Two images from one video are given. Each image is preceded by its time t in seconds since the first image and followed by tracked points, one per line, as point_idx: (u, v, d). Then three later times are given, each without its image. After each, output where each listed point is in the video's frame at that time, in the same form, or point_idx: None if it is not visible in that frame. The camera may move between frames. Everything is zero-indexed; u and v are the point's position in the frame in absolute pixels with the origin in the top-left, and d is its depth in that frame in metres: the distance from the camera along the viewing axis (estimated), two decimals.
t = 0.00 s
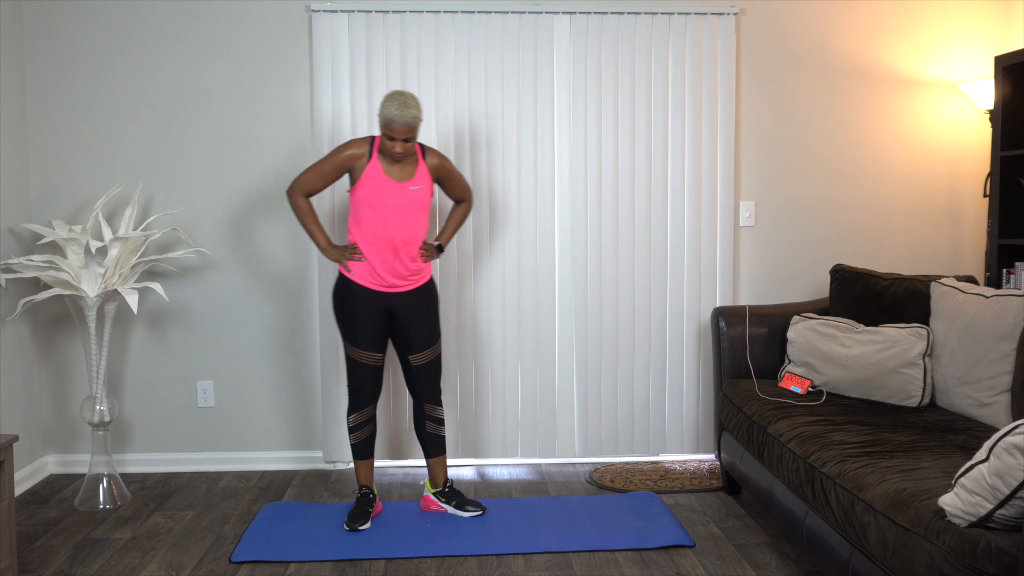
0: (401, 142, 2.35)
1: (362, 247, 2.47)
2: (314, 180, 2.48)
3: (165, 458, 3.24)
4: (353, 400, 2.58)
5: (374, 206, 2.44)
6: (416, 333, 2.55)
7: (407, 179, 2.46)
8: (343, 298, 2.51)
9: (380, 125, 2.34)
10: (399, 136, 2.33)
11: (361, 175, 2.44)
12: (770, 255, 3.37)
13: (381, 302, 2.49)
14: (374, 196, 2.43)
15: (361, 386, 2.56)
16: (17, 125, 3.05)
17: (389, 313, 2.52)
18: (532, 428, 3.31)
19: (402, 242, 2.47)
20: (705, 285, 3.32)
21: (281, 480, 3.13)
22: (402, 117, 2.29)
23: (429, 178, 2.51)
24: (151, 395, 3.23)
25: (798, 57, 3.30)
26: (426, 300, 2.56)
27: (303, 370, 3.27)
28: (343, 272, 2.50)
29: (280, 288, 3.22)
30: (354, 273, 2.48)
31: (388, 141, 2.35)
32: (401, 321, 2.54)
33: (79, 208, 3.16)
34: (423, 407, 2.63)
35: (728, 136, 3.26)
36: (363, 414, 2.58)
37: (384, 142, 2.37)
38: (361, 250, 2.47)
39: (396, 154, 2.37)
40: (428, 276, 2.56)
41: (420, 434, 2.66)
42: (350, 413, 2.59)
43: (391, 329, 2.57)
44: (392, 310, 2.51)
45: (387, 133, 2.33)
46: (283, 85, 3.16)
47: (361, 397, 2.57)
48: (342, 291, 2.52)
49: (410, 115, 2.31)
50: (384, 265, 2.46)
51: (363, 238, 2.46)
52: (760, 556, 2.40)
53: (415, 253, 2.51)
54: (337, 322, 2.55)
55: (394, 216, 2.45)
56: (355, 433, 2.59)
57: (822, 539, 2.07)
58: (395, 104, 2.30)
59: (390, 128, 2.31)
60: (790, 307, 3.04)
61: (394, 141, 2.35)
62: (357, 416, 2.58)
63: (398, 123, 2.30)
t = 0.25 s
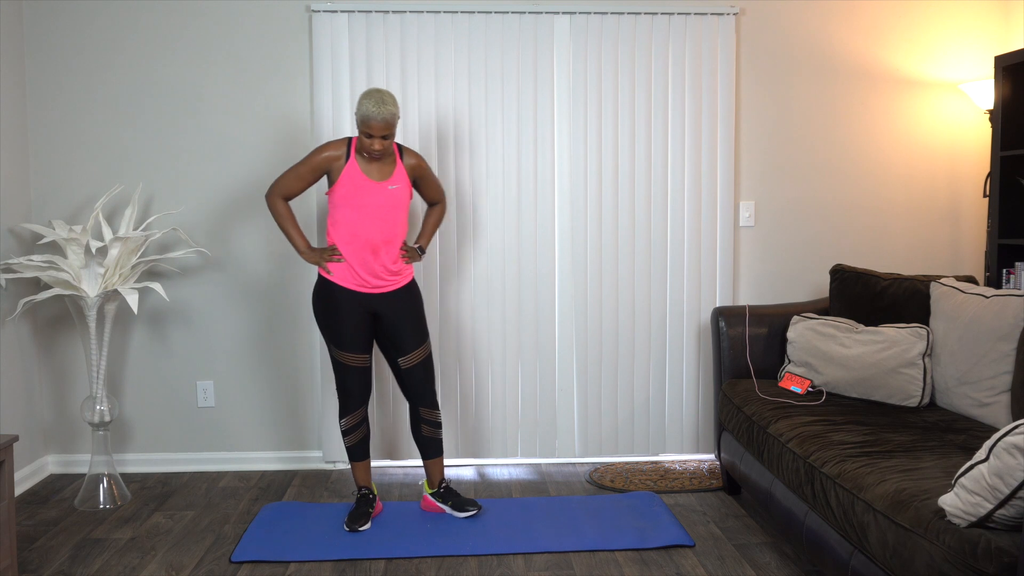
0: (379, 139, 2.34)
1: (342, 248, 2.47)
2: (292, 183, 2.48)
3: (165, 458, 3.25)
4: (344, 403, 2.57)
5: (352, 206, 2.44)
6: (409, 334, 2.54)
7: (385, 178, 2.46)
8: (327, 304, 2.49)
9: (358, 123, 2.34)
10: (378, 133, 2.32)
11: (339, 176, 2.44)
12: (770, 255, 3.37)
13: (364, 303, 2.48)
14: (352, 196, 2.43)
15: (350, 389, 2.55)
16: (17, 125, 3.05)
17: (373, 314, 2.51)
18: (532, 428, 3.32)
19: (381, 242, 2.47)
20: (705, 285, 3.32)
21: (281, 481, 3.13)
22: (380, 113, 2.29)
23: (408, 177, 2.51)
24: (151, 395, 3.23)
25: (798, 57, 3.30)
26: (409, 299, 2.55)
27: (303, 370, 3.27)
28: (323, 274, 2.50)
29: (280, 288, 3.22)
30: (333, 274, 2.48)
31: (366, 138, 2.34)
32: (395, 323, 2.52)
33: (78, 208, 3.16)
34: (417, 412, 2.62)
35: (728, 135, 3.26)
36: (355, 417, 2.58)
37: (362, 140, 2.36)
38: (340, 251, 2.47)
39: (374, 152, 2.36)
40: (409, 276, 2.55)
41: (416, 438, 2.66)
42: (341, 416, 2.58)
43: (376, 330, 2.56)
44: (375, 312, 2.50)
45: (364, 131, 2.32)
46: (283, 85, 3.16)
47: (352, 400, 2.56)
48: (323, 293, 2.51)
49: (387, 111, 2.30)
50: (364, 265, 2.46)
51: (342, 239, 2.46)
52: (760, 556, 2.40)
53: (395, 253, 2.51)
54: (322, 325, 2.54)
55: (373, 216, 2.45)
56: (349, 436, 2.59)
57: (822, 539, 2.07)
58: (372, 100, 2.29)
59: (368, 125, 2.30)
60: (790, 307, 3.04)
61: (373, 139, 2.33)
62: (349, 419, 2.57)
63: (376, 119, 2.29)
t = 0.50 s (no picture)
0: (374, 136, 2.34)
1: (338, 246, 2.46)
2: (286, 181, 2.49)
3: (165, 458, 3.25)
4: (342, 405, 2.57)
5: (347, 202, 2.44)
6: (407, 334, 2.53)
7: (379, 175, 2.47)
8: (322, 305, 2.48)
9: (352, 119, 2.34)
10: (373, 129, 2.33)
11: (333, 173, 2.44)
12: (770, 255, 3.37)
13: (359, 302, 2.47)
14: (347, 193, 2.44)
15: (349, 389, 2.55)
16: (17, 125, 3.05)
17: (368, 313, 2.50)
18: (532, 428, 3.32)
19: (377, 239, 2.48)
20: (705, 285, 3.32)
21: (280, 481, 3.13)
22: (375, 109, 2.30)
23: (400, 174, 2.53)
24: (151, 395, 3.23)
25: (798, 57, 3.30)
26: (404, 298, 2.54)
27: (303, 370, 3.27)
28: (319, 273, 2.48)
29: (280, 288, 3.22)
30: (330, 273, 2.46)
31: (361, 135, 2.34)
32: (394, 323, 2.52)
33: (78, 208, 3.16)
34: (411, 415, 2.61)
35: (728, 135, 3.26)
36: (354, 418, 2.57)
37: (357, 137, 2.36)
38: (336, 249, 2.45)
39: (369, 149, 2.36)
40: (404, 273, 2.56)
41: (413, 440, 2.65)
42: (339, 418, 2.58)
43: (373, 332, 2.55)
44: (370, 311, 2.49)
45: (359, 127, 2.33)
46: (283, 85, 3.16)
47: (350, 401, 2.56)
48: (320, 293, 2.49)
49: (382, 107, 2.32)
50: (361, 262, 2.46)
51: (338, 237, 2.46)
52: (760, 556, 2.40)
53: (389, 250, 2.52)
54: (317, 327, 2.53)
55: (369, 212, 2.45)
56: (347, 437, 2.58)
57: (822, 539, 2.07)
58: (366, 97, 2.31)
59: (363, 121, 2.31)
60: (790, 307, 3.04)
61: (368, 135, 2.34)
62: (347, 421, 2.57)
63: (371, 115, 2.31)
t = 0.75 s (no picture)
0: (378, 135, 2.35)
1: (341, 246, 2.46)
2: (289, 175, 2.51)
3: (165, 458, 3.25)
4: (343, 405, 2.57)
5: (350, 202, 2.44)
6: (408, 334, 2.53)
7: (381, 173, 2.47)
8: (324, 303, 2.49)
9: (355, 121, 2.34)
10: (377, 129, 2.33)
11: (336, 173, 2.44)
12: (770, 255, 3.37)
13: (361, 302, 2.47)
14: (349, 192, 2.44)
15: (350, 390, 2.55)
16: (17, 125, 3.05)
17: (369, 313, 2.50)
18: (532, 427, 3.32)
19: (380, 238, 2.47)
20: (705, 285, 3.32)
21: (280, 481, 3.13)
22: (378, 109, 2.31)
23: (403, 172, 2.52)
24: (151, 395, 3.23)
25: (798, 57, 3.30)
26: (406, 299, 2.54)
27: (302, 370, 3.27)
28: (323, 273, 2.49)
29: (280, 288, 3.22)
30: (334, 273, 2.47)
31: (364, 135, 2.35)
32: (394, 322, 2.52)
33: (78, 208, 3.16)
34: (414, 416, 2.62)
35: (728, 135, 3.26)
36: (356, 418, 2.58)
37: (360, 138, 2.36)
38: (340, 250, 2.46)
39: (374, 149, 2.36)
40: (409, 273, 2.56)
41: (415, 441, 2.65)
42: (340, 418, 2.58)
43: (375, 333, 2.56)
44: (371, 310, 2.49)
45: (363, 127, 2.33)
46: (283, 85, 3.16)
47: (351, 401, 2.56)
48: (323, 294, 2.50)
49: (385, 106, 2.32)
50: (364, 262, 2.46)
51: (341, 238, 2.46)
52: (760, 556, 2.40)
53: (393, 249, 2.51)
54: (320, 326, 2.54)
55: (371, 212, 2.45)
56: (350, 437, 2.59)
57: (822, 539, 2.07)
58: (367, 97, 2.31)
59: (367, 122, 2.32)
60: (790, 307, 3.04)
61: (372, 135, 2.34)
62: (348, 421, 2.57)
63: (374, 115, 2.31)
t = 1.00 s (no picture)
0: (386, 134, 2.36)
1: (354, 246, 2.46)
2: (300, 174, 2.53)
3: (165, 458, 3.25)
4: (349, 404, 2.57)
5: (362, 201, 2.44)
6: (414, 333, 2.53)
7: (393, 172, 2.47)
8: (335, 302, 2.49)
9: (361, 122, 2.35)
10: (384, 127, 2.33)
11: (347, 172, 2.45)
12: (770, 255, 3.37)
13: (372, 302, 2.47)
14: (362, 191, 2.44)
15: (351, 390, 2.55)
16: (17, 125, 3.05)
17: (380, 313, 2.50)
18: (532, 427, 3.32)
19: (393, 237, 2.48)
20: (705, 285, 3.32)
21: (281, 481, 3.13)
22: (382, 108, 2.31)
23: (415, 171, 2.53)
24: (151, 395, 3.23)
25: (798, 57, 3.30)
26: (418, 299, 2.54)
27: (302, 370, 3.27)
28: (336, 272, 2.49)
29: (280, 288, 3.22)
30: (347, 272, 2.47)
31: (372, 135, 2.35)
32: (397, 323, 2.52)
33: (78, 208, 3.16)
34: (421, 416, 2.62)
35: (728, 136, 3.26)
36: (360, 417, 2.58)
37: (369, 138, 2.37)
38: (353, 249, 2.46)
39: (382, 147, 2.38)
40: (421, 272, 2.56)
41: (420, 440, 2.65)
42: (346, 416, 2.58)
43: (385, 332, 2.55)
44: (382, 311, 2.49)
45: (370, 127, 2.33)
46: (283, 85, 3.16)
47: (358, 401, 2.56)
48: (334, 293, 2.49)
49: (390, 105, 2.33)
50: (377, 262, 2.46)
51: (354, 237, 2.46)
52: (760, 556, 2.40)
53: (406, 248, 2.51)
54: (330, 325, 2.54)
55: (384, 211, 2.45)
56: (354, 436, 2.59)
57: (822, 539, 2.07)
58: (371, 97, 2.31)
59: (373, 122, 2.32)
60: (790, 307, 3.04)
61: (381, 135, 2.35)
62: (353, 420, 2.58)
63: (380, 115, 2.31)
